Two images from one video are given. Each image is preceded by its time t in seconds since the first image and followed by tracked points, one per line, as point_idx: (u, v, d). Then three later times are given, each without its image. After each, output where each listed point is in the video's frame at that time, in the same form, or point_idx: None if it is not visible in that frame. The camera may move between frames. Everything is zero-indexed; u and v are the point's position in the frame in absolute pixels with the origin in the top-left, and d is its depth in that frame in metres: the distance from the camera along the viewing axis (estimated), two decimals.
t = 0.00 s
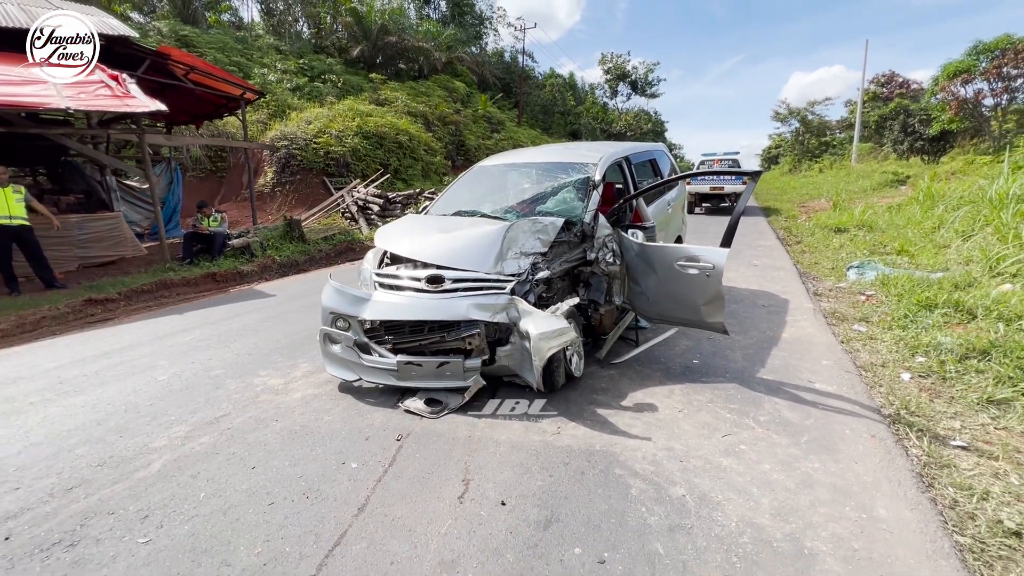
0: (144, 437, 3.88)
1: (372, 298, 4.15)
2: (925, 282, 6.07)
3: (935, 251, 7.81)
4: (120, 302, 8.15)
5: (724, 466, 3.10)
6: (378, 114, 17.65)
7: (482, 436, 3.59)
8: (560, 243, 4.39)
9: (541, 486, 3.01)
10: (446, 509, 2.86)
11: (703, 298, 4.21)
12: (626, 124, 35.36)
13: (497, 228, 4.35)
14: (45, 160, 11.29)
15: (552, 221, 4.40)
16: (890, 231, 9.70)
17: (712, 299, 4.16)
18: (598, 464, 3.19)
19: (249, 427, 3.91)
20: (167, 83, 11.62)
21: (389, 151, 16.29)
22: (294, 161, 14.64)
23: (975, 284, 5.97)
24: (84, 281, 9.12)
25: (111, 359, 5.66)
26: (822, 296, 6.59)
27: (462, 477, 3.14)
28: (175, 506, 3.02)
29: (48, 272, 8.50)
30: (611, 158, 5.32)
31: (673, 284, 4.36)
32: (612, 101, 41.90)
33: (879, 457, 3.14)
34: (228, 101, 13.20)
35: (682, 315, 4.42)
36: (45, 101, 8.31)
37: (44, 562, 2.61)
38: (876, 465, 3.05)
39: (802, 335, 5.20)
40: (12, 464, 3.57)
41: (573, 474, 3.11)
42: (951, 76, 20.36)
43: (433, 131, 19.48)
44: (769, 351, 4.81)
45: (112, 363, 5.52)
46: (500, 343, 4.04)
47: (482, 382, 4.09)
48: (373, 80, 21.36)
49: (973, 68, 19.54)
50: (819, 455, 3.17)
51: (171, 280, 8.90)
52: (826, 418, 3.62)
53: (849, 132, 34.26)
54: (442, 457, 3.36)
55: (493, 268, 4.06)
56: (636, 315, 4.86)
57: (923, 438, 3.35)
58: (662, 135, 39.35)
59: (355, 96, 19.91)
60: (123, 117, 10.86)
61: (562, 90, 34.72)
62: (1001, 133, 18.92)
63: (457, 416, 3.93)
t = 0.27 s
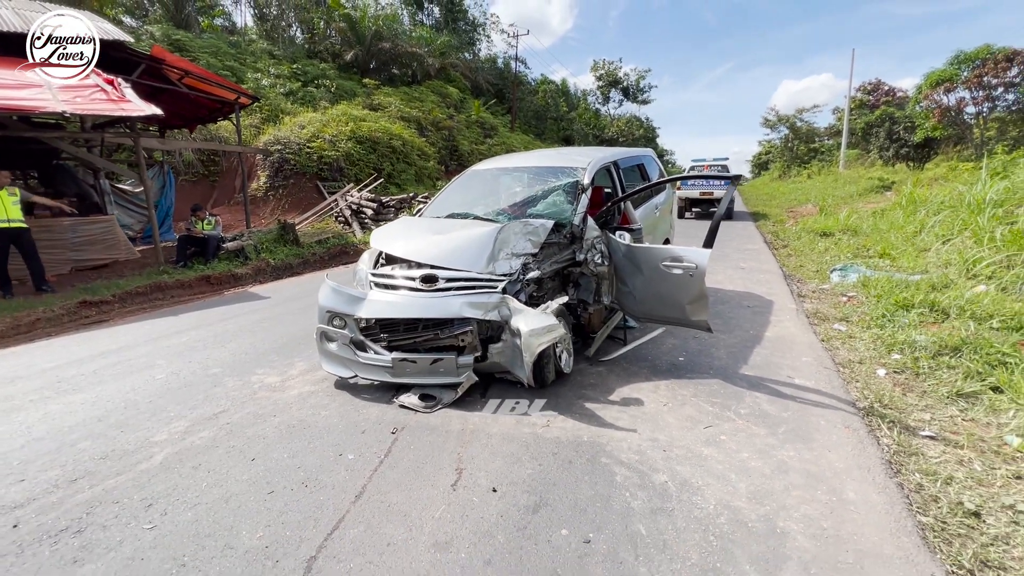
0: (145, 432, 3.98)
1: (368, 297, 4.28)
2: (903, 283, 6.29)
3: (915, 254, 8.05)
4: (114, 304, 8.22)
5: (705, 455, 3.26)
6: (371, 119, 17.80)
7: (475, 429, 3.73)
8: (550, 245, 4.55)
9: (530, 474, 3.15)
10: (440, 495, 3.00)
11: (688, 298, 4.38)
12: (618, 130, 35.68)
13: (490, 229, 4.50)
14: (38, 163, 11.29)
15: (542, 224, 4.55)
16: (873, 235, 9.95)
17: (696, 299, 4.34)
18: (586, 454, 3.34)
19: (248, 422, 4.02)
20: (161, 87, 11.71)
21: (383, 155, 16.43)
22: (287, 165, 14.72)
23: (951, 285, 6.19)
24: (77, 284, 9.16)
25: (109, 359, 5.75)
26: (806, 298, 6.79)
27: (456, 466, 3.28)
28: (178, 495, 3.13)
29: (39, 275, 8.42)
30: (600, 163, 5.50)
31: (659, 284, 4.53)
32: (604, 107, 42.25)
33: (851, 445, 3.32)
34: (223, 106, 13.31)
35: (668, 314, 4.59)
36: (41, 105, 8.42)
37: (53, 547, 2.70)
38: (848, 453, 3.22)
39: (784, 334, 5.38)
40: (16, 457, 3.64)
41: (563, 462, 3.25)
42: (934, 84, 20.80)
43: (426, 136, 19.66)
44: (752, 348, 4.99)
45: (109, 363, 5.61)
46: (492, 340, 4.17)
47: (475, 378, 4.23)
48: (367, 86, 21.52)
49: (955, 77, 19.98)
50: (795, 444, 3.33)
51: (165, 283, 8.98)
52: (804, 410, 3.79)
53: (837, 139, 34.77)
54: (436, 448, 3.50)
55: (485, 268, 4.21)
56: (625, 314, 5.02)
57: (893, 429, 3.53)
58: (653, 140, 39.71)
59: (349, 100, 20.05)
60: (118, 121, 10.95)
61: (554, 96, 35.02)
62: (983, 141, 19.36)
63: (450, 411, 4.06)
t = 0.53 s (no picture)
0: (149, 430, 4.07)
1: (367, 299, 4.39)
2: (889, 287, 6.46)
3: (902, 259, 8.23)
4: (113, 307, 8.29)
5: (694, 450, 3.39)
6: (367, 124, 17.92)
7: (471, 427, 3.85)
8: (545, 249, 4.68)
9: (525, 469, 3.27)
10: (438, 489, 3.11)
11: (678, 300, 4.53)
12: (613, 135, 35.92)
13: (486, 234, 4.63)
14: (35, 168, 11.27)
15: (537, 228, 4.69)
16: (862, 240, 10.13)
17: (686, 301, 4.48)
18: (578, 450, 3.46)
19: (250, 421, 4.13)
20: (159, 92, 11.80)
21: (379, 160, 16.55)
22: (283, 170, 14.83)
23: (935, 288, 6.36)
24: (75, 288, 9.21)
25: (110, 360, 5.83)
26: (794, 301, 6.95)
27: (454, 462, 3.39)
28: (184, 489, 3.24)
29: (38, 280, 8.40)
30: (593, 169, 5.65)
31: (650, 287, 4.67)
32: (599, 113, 42.51)
33: (833, 441, 3.46)
34: (221, 111, 13.40)
35: (659, 316, 4.73)
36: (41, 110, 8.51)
37: (65, 539, 2.80)
38: (830, 449, 3.36)
39: (772, 336, 5.53)
40: (23, 454, 3.73)
41: (556, 458, 3.37)
42: (923, 91, 21.12)
43: (422, 141, 19.79)
44: (741, 350, 5.13)
45: (111, 364, 5.69)
46: (488, 341, 4.29)
47: (472, 378, 4.35)
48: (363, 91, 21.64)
49: (943, 84, 20.29)
50: (779, 440, 3.47)
51: (164, 286, 9.06)
52: (789, 409, 3.93)
53: (829, 145, 35.13)
54: (434, 445, 3.62)
55: (482, 271, 4.34)
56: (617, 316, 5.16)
57: (874, 426, 3.67)
58: (648, 146, 39.99)
59: (345, 105, 20.17)
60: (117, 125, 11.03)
61: (550, 101, 35.24)
62: (972, 148, 19.66)
63: (447, 410, 4.18)
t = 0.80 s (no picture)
0: (163, 429, 4.18)
1: (376, 301, 4.52)
2: (881, 290, 6.62)
3: (894, 263, 8.41)
4: (118, 310, 8.39)
5: (693, 447, 3.53)
6: (367, 129, 18.06)
7: (479, 425, 3.97)
8: (548, 253, 4.82)
9: (532, 464, 3.40)
10: (449, 483, 3.24)
11: (677, 302, 4.69)
12: (610, 140, 36.19)
13: (491, 238, 4.77)
14: (35, 173, 11.24)
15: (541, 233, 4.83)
16: (855, 245, 10.32)
17: (685, 303, 4.65)
18: (583, 446, 3.59)
19: (261, 420, 4.24)
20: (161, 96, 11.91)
21: (379, 165, 16.69)
22: (281, 174, 14.96)
23: (926, 292, 6.53)
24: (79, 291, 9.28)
25: (118, 361, 5.93)
26: (790, 304, 7.11)
27: (463, 457, 3.52)
28: (202, 485, 3.34)
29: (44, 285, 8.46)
30: (594, 176, 5.80)
31: (651, 289, 4.83)
32: (595, 118, 42.80)
33: (828, 438, 3.60)
34: (222, 116, 13.52)
35: (659, 318, 4.89)
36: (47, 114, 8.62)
37: (91, 530, 2.91)
38: (824, 445, 3.51)
39: (768, 338, 5.68)
40: (43, 452, 3.83)
41: (562, 454, 3.51)
42: (915, 98, 21.43)
43: (420, 146, 19.95)
44: (738, 351, 5.28)
45: (120, 365, 5.79)
46: (493, 342, 4.42)
47: (477, 378, 4.48)
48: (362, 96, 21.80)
49: (934, 92, 20.60)
50: (775, 437, 3.61)
51: (167, 288, 9.16)
52: (785, 407, 4.07)
53: (823, 150, 35.49)
54: (442, 442, 3.74)
55: (486, 274, 4.46)
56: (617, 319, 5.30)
57: (867, 424, 3.81)
58: (644, 151, 40.29)
59: (344, 110, 20.32)
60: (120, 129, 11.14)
61: (547, 106, 35.49)
62: (963, 154, 19.95)
63: (454, 409, 4.30)
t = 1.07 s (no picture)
0: (182, 428, 4.29)
1: (388, 304, 4.64)
2: (877, 294, 6.79)
3: (890, 267, 8.59)
4: (125, 313, 8.47)
5: (700, 444, 3.66)
6: (366, 134, 18.20)
7: (491, 424, 4.09)
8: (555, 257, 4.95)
9: (544, 461, 3.52)
10: (465, 479, 3.36)
11: (681, 305, 4.84)
12: (607, 145, 36.47)
13: (499, 242, 4.90)
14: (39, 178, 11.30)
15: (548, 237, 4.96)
16: (851, 249, 10.50)
17: (689, 306, 4.80)
18: (593, 444, 3.72)
19: (278, 420, 4.35)
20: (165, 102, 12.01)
21: (379, 170, 16.83)
22: (282, 179, 15.06)
23: (921, 295, 6.70)
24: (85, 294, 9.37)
25: (131, 364, 6.02)
26: (788, 307, 7.27)
27: (477, 455, 3.64)
28: (226, 481, 3.45)
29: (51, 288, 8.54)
30: (598, 182, 5.94)
31: (655, 292, 4.98)
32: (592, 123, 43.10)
33: (828, 435, 3.74)
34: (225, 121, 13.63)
35: (663, 320, 5.04)
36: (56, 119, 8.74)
37: (122, 525, 3.02)
38: (825, 442, 3.64)
39: (768, 340, 5.82)
40: (65, 451, 3.93)
41: (573, 451, 3.63)
42: (907, 105, 21.75)
43: (420, 151, 20.10)
44: (739, 353, 5.42)
45: (132, 367, 5.89)
46: (503, 343, 4.55)
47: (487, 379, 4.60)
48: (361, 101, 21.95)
49: (927, 99, 20.92)
50: (778, 435, 3.74)
51: (173, 292, 9.25)
52: (786, 407, 4.21)
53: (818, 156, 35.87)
54: (456, 440, 3.86)
55: (496, 278, 4.59)
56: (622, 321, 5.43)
57: (865, 422, 3.95)
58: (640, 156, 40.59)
59: (343, 115, 20.46)
60: (124, 134, 11.25)
61: (544, 112, 35.75)
62: (955, 160, 20.25)
63: (465, 409, 4.42)
